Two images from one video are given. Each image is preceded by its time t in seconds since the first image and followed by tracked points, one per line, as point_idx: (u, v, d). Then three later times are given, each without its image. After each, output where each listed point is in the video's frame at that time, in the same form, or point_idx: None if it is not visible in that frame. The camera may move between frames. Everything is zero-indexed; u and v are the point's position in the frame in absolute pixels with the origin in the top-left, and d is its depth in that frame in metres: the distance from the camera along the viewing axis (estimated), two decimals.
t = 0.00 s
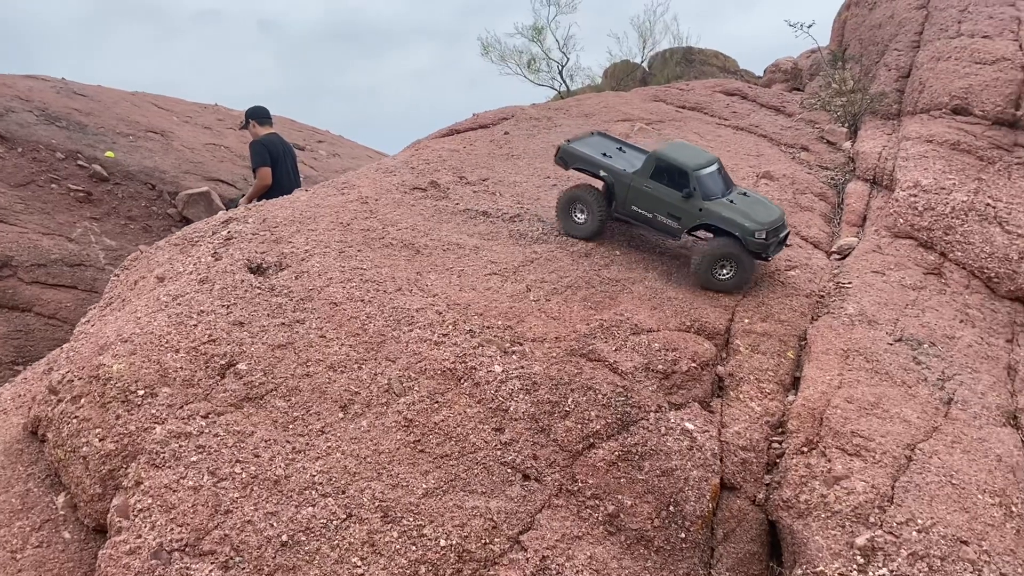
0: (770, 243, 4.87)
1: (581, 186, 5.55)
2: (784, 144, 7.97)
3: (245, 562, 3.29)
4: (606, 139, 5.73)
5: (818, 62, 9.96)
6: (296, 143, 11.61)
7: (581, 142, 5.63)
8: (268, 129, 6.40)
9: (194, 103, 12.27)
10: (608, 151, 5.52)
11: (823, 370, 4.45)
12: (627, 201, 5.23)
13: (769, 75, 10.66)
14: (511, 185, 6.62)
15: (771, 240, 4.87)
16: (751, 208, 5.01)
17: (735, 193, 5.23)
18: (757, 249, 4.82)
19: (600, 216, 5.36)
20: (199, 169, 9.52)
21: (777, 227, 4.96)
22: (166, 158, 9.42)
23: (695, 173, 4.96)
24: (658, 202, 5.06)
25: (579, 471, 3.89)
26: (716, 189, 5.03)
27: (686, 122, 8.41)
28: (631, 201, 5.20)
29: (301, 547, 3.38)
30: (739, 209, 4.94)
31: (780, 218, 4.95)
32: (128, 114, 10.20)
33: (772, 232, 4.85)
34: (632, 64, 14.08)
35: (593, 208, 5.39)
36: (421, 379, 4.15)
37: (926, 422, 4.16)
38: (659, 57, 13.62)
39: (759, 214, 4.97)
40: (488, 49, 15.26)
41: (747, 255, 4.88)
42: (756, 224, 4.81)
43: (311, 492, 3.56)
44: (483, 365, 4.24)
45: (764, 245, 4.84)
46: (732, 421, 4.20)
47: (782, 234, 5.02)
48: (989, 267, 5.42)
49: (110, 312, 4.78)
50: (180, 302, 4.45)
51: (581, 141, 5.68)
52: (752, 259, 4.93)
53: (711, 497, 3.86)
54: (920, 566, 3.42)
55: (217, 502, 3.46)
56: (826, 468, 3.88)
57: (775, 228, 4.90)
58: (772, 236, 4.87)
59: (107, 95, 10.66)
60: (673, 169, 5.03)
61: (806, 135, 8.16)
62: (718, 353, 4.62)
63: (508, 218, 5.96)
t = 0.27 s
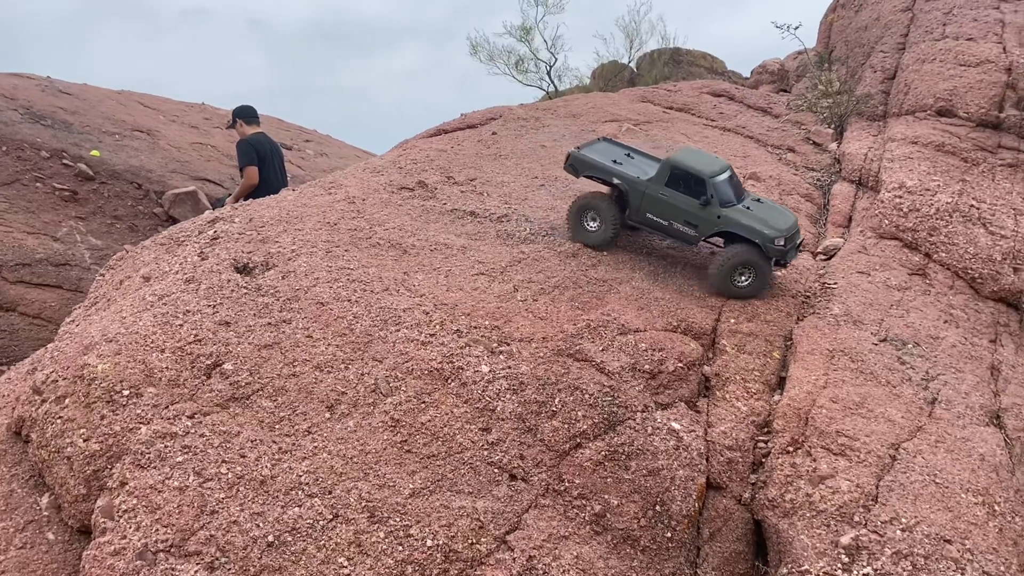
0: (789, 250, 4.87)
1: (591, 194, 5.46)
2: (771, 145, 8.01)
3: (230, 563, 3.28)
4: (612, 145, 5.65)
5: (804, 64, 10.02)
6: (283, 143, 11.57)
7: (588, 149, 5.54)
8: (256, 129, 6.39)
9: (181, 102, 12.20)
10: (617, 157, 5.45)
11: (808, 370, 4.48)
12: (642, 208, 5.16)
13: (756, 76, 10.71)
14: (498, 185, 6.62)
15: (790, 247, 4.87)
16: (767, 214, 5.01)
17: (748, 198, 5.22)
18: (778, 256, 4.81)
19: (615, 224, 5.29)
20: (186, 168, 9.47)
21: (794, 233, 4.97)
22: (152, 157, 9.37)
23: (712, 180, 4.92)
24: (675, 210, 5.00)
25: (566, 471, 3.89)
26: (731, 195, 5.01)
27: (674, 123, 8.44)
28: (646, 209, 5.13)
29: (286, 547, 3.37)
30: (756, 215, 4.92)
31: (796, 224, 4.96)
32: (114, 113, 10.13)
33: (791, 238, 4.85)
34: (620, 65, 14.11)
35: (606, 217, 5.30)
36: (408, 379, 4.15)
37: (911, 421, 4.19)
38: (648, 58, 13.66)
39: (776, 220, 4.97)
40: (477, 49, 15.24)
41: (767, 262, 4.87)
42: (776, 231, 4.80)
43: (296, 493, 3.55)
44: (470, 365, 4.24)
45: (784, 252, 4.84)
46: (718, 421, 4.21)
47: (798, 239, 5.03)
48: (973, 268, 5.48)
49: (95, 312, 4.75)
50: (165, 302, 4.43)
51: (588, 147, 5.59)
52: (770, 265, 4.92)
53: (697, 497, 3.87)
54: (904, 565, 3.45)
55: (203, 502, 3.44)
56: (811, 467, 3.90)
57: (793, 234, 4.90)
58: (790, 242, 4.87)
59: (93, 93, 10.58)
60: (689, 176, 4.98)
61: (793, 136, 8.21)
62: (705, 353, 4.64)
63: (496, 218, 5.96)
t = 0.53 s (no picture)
0: (810, 253, 4.93)
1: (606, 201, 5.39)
2: (762, 146, 8.04)
3: (221, 563, 3.26)
4: (622, 150, 5.60)
5: (794, 65, 10.06)
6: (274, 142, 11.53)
7: (600, 154, 5.47)
8: (246, 128, 6.37)
9: (171, 101, 12.13)
10: (629, 163, 5.41)
11: (798, 369, 4.49)
12: (661, 215, 5.12)
13: (746, 77, 10.74)
14: (490, 185, 6.62)
15: (811, 250, 4.93)
16: (785, 218, 5.07)
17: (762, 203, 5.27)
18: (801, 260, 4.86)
19: (633, 231, 5.23)
20: (176, 168, 9.42)
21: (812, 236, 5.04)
22: (142, 157, 9.32)
23: (733, 185, 4.94)
24: (696, 215, 5.00)
25: (558, 470, 3.89)
26: (750, 199, 5.04)
27: (665, 124, 8.46)
28: (665, 215, 5.10)
29: (277, 547, 3.35)
30: (776, 220, 4.97)
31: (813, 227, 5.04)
32: (102, 112, 10.07)
33: (811, 242, 4.92)
34: (611, 65, 14.14)
35: (625, 225, 5.24)
36: (400, 378, 4.14)
37: (900, 420, 4.21)
38: (639, 58, 13.69)
39: (795, 224, 5.03)
40: (468, 49, 15.22)
41: (790, 266, 4.91)
42: (799, 236, 4.85)
43: (287, 493, 3.53)
44: (461, 365, 4.23)
45: (806, 256, 4.90)
46: (710, 420, 4.21)
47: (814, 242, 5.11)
48: (962, 268, 5.51)
49: (84, 312, 4.72)
50: (155, 302, 4.40)
51: (598, 153, 5.52)
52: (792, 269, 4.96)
53: (689, 496, 3.87)
54: (894, 563, 3.46)
55: (194, 502, 3.42)
56: (802, 467, 3.91)
57: (812, 238, 4.97)
58: (811, 246, 4.93)
59: (82, 92, 10.51)
60: (709, 181, 4.98)
61: (784, 137, 8.25)
62: (696, 352, 4.65)
63: (487, 218, 5.95)
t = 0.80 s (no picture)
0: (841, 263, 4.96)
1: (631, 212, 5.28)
2: (755, 146, 8.06)
3: (214, 564, 3.24)
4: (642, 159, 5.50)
5: (787, 65, 10.09)
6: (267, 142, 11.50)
7: (623, 163, 5.35)
8: (238, 128, 6.35)
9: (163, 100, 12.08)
10: (653, 172, 5.31)
11: (792, 369, 4.50)
12: (691, 226, 5.06)
13: (739, 77, 10.77)
14: (484, 184, 6.61)
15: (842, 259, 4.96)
16: (813, 228, 5.08)
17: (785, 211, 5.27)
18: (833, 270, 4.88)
19: (663, 242, 5.13)
20: (168, 167, 9.38)
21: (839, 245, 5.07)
22: (134, 156, 9.28)
23: (764, 196, 4.92)
24: (728, 227, 4.95)
25: (552, 470, 3.89)
26: (778, 209, 5.03)
27: (659, 124, 8.48)
28: (695, 226, 5.04)
29: (271, 548, 3.34)
30: (806, 230, 4.98)
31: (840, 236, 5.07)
32: (94, 111, 10.02)
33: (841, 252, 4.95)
34: (605, 65, 14.15)
35: (654, 237, 5.14)
36: (394, 378, 4.13)
37: (893, 420, 4.22)
38: (632, 59, 13.71)
39: (823, 233, 5.05)
40: (461, 49, 15.22)
41: (823, 277, 4.93)
42: (831, 246, 4.88)
43: (281, 493, 3.52)
44: (455, 364, 4.23)
45: (838, 266, 4.93)
46: (703, 420, 4.22)
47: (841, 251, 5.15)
48: (954, 268, 5.55)
49: (76, 311, 4.69)
50: (148, 301, 4.38)
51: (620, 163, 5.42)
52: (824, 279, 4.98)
53: (683, 496, 3.87)
54: (887, 562, 3.48)
55: (187, 502, 3.40)
56: (795, 466, 3.92)
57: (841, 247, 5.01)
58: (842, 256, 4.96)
59: (74, 91, 10.46)
60: (740, 192, 4.95)
61: (777, 137, 8.27)
62: (690, 352, 4.66)
63: (481, 217, 5.95)
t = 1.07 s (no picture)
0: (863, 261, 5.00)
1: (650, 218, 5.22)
2: (750, 145, 8.08)
3: (208, 563, 3.23)
4: (655, 164, 5.45)
5: (782, 65, 10.10)
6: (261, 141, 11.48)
7: (639, 169, 5.30)
8: (232, 127, 6.34)
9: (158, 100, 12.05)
10: (670, 176, 5.27)
11: (786, 368, 4.51)
12: (713, 229, 5.03)
13: (734, 77, 10.78)
14: (479, 184, 6.61)
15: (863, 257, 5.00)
16: (833, 227, 5.11)
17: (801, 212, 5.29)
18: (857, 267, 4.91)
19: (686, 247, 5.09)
20: (162, 167, 9.36)
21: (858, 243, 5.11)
22: (128, 156, 9.26)
23: (785, 197, 4.92)
24: (751, 228, 4.94)
25: (546, 469, 3.89)
26: (798, 209, 5.04)
27: (654, 123, 8.49)
28: (717, 229, 5.01)
29: (265, 547, 3.33)
30: (827, 229, 5.00)
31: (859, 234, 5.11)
32: (88, 110, 9.99)
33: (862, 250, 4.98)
34: (600, 65, 14.16)
35: (676, 243, 5.10)
36: (389, 377, 4.13)
37: (887, 419, 4.23)
38: (627, 59, 13.72)
39: (843, 232, 5.07)
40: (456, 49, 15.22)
41: (847, 275, 4.95)
42: (854, 244, 4.90)
43: (276, 492, 3.52)
44: (450, 364, 4.23)
45: (860, 264, 4.96)
46: (698, 419, 4.21)
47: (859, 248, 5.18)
48: (948, 267, 5.56)
49: (70, 311, 4.68)
50: (142, 300, 4.37)
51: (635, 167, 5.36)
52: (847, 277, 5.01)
53: (677, 495, 3.86)
54: (881, 561, 3.49)
55: (181, 502, 3.39)
56: (789, 465, 3.92)
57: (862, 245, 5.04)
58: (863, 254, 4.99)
59: (68, 90, 10.43)
60: (762, 194, 4.94)
61: (771, 137, 8.29)
62: (685, 351, 4.66)
63: (476, 217, 5.94)
